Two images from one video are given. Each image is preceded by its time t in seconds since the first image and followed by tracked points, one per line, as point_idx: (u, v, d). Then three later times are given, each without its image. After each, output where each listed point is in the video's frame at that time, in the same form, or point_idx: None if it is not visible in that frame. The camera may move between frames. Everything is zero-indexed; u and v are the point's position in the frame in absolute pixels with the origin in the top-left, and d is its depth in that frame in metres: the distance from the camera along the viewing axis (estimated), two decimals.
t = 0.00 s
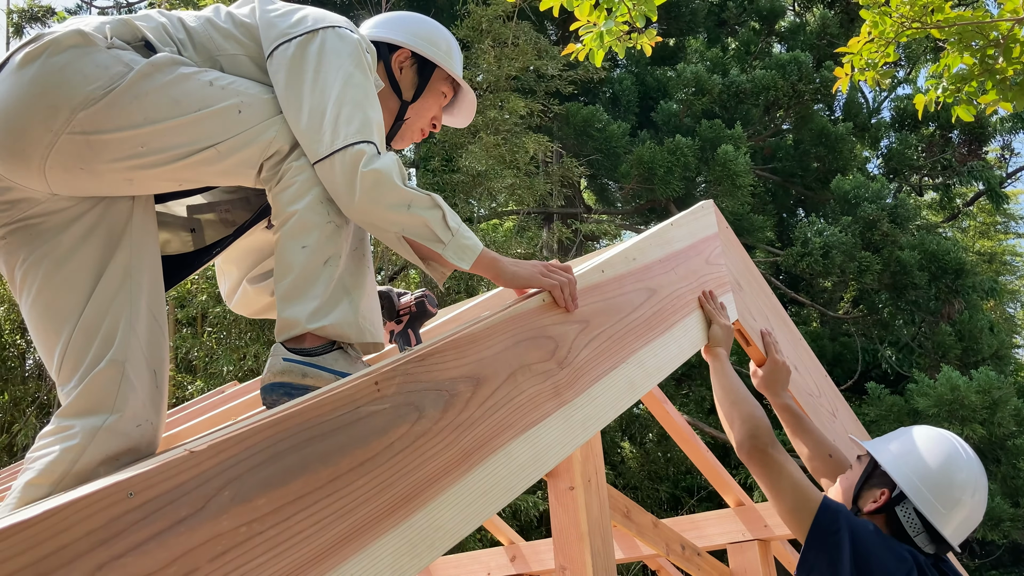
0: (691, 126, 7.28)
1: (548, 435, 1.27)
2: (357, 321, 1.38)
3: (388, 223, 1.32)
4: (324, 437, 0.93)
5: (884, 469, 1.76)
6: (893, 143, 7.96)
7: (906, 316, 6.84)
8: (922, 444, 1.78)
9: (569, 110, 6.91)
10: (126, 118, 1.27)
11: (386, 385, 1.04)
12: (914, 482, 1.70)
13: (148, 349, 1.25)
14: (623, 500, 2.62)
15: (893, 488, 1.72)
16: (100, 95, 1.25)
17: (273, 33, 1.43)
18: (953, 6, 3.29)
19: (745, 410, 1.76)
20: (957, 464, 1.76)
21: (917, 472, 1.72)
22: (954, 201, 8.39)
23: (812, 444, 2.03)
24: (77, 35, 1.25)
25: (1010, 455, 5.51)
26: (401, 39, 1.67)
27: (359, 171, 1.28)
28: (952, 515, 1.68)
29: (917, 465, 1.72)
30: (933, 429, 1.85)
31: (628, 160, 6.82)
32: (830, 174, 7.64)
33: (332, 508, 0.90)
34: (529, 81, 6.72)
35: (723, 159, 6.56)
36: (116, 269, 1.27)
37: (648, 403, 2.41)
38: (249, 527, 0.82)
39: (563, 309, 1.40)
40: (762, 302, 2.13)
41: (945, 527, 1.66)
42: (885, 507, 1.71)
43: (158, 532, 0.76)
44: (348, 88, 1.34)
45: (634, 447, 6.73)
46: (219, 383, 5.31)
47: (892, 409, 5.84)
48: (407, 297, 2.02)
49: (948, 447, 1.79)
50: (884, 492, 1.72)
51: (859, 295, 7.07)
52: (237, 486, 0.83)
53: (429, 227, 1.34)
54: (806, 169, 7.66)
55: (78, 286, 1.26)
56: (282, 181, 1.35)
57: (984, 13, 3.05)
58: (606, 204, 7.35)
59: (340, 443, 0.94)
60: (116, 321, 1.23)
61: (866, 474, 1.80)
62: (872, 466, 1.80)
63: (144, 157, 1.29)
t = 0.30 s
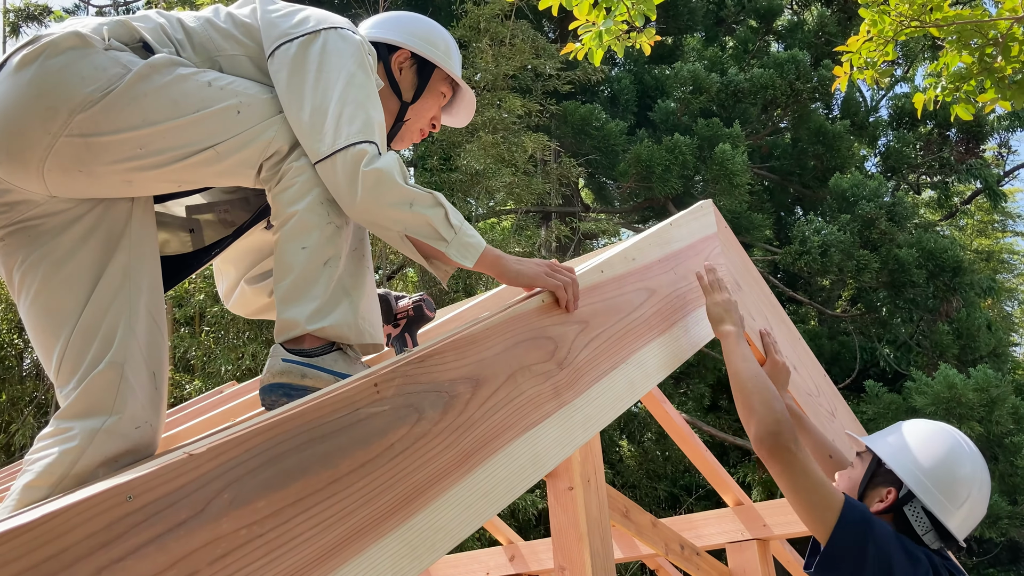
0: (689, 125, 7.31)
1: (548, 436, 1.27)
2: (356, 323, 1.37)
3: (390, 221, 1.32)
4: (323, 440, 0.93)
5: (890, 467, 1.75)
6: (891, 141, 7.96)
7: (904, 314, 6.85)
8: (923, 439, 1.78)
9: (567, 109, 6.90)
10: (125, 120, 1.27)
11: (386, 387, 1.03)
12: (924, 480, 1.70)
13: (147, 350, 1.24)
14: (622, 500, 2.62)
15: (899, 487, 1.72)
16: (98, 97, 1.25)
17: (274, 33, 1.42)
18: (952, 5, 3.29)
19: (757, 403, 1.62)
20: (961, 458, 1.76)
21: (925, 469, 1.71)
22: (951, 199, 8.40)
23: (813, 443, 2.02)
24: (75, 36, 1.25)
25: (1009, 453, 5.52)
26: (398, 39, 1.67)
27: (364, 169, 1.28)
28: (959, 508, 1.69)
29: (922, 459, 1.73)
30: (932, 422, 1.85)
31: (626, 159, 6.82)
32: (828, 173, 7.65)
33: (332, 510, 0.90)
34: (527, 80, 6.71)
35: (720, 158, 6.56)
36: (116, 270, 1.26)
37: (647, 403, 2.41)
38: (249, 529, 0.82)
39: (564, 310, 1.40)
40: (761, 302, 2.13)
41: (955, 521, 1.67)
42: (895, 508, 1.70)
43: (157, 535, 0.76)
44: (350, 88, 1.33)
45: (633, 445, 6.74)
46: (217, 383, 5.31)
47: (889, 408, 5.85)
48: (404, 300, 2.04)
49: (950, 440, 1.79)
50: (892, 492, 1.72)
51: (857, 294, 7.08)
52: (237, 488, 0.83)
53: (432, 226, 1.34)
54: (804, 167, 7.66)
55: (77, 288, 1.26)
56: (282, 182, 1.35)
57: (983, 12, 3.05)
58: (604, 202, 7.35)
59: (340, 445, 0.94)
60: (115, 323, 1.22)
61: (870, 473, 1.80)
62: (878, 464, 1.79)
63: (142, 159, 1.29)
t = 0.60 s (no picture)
0: (686, 123, 7.31)
1: (545, 433, 1.27)
2: (353, 321, 1.37)
3: (392, 218, 1.32)
4: (321, 436, 0.92)
5: (892, 462, 1.75)
6: (888, 138, 7.96)
7: (901, 311, 6.87)
8: (920, 430, 1.78)
9: (564, 106, 6.88)
10: (123, 117, 1.26)
11: (383, 384, 1.03)
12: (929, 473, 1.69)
13: (145, 348, 1.24)
14: (620, 497, 2.62)
15: (906, 482, 1.71)
16: (97, 94, 1.24)
17: (274, 29, 1.42)
18: (950, 2, 3.30)
19: (751, 401, 1.67)
20: (959, 445, 1.76)
21: (928, 462, 1.71)
22: (948, 196, 8.41)
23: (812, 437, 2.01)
24: (73, 32, 1.24)
25: (1005, 449, 5.54)
26: (396, 37, 1.67)
27: (366, 165, 1.27)
28: (964, 497, 1.70)
29: (923, 451, 1.73)
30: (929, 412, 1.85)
31: (623, 157, 6.82)
32: (825, 170, 7.66)
33: (330, 507, 0.90)
34: (524, 78, 6.69)
35: (717, 155, 6.56)
36: (114, 267, 1.26)
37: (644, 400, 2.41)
38: (245, 527, 0.82)
39: (563, 308, 1.40)
40: (759, 299, 2.13)
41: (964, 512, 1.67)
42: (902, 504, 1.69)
43: (152, 534, 0.76)
44: (351, 84, 1.33)
45: (630, 443, 6.75)
46: (214, 381, 5.31)
47: (886, 405, 5.87)
48: (403, 296, 2.04)
49: (947, 429, 1.80)
50: (900, 487, 1.71)
51: (854, 291, 7.09)
52: (233, 486, 0.83)
53: (433, 222, 1.35)
54: (800, 164, 7.66)
55: (74, 285, 1.25)
56: (280, 179, 1.34)
57: (980, 8, 3.05)
58: (601, 199, 7.35)
59: (339, 442, 0.94)
60: (113, 322, 1.22)
61: (872, 469, 1.79)
62: (879, 459, 1.78)
63: (139, 156, 1.28)
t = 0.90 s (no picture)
0: (683, 121, 7.31)
1: (540, 431, 1.27)
2: (348, 319, 1.37)
3: (388, 217, 1.32)
4: (316, 434, 0.92)
5: (893, 460, 1.76)
6: (884, 136, 7.98)
7: (897, 309, 6.90)
8: (914, 424, 1.80)
9: (561, 105, 6.89)
10: (115, 115, 1.26)
11: (378, 382, 1.03)
12: (933, 469, 1.71)
13: (140, 347, 1.24)
14: (616, 495, 2.62)
15: (909, 479, 1.72)
16: (89, 93, 1.24)
17: (269, 27, 1.41)
18: None
19: (755, 437, 1.49)
20: (949, 434, 1.80)
21: (927, 456, 1.74)
22: (944, 194, 8.43)
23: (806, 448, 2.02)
24: (65, 31, 1.24)
25: (1001, 446, 5.56)
26: (391, 35, 1.67)
27: (365, 162, 1.27)
28: (959, 483, 1.75)
29: (921, 445, 1.75)
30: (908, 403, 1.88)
31: (620, 155, 6.82)
32: (821, 168, 7.68)
33: (326, 505, 0.90)
34: (520, 76, 6.69)
35: (714, 153, 6.57)
36: (109, 266, 1.25)
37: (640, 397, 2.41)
38: (241, 525, 0.82)
39: (558, 306, 1.40)
40: (754, 297, 2.14)
41: (964, 501, 1.73)
42: (910, 503, 1.71)
43: (148, 532, 0.75)
44: (347, 82, 1.33)
45: (627, 441, 6.76)
46: (211, 380, 5.30)
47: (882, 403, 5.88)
48: (399, 297, 2.06)
49: (936, 418, 1.83)
50: (903, 484, 1.72)
51: (850, 289, 7.10)
52: (229, 484, 0.83)
53: (429, 223, 1.35)
54: (796, 162, 7.68)
55: (68, 284, 1.25)
56: (275, 176, 1.34)
57: (975, 5, 3.06)
58: (599, 198, 7.35)
59: (334, 441, 0.94)
60: (107, 321, 1.22)
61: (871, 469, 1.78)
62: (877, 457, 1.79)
63: (133, 154, 1.28)
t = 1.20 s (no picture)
0: (679, 122, 7.31)
1: (536, 434, 1.27)
2: (344, 321, 1.37)
3: (383, 222, 1.32)
4: (311, 438, 0.92)
5: (881, 463, 1.75)
6: (881, 137, 8.00)
7: (893, 310, 6.90)
8: (898, 424, 1.81)
9: (558, 106, 6.89)
10: (111, 118, 1.26)
11: (374, 385, 1.03)
12: (922, 472, 1.72)
13: (135, 350, 1.24)
14: (612, 496, 2.63)
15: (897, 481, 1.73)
16: (85, 96, 1.24)
17: (266, 30, 1.41)
18: (939, 3, 3.32)
19: (740, 456, 1.55)
20: (934, 433, 1.81)
21: (913, 457, 1.75)
22: (940, 196, 8.44)
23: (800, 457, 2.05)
24: (61, 34, 1.24)
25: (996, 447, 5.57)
26: (390, 40, 1.67)
27: (360, 166, 1.27)
28: (946, 481, 1.76)
29: (907, 447, 1.76)
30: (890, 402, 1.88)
31: (617, 156, 6.82)
32: (818, 169, 7.69)
33: (320, 509, 0.90)
34: (517, 77, 6.69)
35: (711, 155, 6.58)
36: (104, 268, 1.25)
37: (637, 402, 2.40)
38: (235, 529, 0.82)
39: (555, 307, 1.41)
40: (750, 299, 2.14)
41: (951, 500, 1.75)
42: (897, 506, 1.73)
43: (142, 536, 0.75)
44: (344, 86, 1.34)
45: (624, 442, 6.77)
46: (208, 381, 5.30)
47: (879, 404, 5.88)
48: (393, 301, 2.05)
49: (919, 417, 1.84)
50: (892, 487, 1.72)
51: (847, 291, 7.11)
52: (224, 487, 0.83)
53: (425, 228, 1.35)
54: (793, 163, 7.70)
55: (63, 286, 1.25)
56: (271, 179, 1.34)
57: (969, 9, 3.07)
58: (596, 199, 7.36)
59: (330, 444, 0.94)
60: (104, 322, 1.22)
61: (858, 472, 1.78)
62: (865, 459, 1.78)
63: (129, 157, 1.28)
